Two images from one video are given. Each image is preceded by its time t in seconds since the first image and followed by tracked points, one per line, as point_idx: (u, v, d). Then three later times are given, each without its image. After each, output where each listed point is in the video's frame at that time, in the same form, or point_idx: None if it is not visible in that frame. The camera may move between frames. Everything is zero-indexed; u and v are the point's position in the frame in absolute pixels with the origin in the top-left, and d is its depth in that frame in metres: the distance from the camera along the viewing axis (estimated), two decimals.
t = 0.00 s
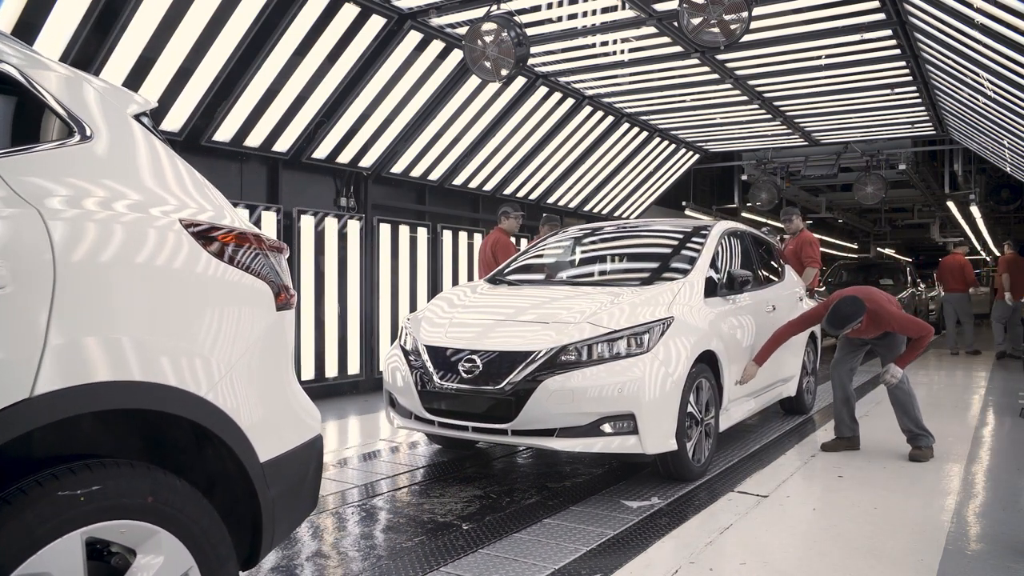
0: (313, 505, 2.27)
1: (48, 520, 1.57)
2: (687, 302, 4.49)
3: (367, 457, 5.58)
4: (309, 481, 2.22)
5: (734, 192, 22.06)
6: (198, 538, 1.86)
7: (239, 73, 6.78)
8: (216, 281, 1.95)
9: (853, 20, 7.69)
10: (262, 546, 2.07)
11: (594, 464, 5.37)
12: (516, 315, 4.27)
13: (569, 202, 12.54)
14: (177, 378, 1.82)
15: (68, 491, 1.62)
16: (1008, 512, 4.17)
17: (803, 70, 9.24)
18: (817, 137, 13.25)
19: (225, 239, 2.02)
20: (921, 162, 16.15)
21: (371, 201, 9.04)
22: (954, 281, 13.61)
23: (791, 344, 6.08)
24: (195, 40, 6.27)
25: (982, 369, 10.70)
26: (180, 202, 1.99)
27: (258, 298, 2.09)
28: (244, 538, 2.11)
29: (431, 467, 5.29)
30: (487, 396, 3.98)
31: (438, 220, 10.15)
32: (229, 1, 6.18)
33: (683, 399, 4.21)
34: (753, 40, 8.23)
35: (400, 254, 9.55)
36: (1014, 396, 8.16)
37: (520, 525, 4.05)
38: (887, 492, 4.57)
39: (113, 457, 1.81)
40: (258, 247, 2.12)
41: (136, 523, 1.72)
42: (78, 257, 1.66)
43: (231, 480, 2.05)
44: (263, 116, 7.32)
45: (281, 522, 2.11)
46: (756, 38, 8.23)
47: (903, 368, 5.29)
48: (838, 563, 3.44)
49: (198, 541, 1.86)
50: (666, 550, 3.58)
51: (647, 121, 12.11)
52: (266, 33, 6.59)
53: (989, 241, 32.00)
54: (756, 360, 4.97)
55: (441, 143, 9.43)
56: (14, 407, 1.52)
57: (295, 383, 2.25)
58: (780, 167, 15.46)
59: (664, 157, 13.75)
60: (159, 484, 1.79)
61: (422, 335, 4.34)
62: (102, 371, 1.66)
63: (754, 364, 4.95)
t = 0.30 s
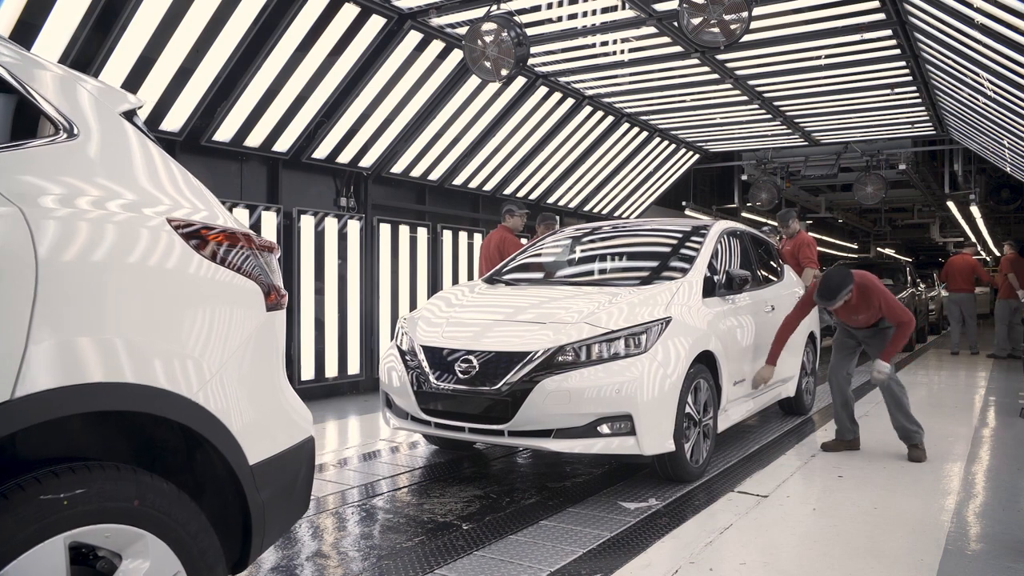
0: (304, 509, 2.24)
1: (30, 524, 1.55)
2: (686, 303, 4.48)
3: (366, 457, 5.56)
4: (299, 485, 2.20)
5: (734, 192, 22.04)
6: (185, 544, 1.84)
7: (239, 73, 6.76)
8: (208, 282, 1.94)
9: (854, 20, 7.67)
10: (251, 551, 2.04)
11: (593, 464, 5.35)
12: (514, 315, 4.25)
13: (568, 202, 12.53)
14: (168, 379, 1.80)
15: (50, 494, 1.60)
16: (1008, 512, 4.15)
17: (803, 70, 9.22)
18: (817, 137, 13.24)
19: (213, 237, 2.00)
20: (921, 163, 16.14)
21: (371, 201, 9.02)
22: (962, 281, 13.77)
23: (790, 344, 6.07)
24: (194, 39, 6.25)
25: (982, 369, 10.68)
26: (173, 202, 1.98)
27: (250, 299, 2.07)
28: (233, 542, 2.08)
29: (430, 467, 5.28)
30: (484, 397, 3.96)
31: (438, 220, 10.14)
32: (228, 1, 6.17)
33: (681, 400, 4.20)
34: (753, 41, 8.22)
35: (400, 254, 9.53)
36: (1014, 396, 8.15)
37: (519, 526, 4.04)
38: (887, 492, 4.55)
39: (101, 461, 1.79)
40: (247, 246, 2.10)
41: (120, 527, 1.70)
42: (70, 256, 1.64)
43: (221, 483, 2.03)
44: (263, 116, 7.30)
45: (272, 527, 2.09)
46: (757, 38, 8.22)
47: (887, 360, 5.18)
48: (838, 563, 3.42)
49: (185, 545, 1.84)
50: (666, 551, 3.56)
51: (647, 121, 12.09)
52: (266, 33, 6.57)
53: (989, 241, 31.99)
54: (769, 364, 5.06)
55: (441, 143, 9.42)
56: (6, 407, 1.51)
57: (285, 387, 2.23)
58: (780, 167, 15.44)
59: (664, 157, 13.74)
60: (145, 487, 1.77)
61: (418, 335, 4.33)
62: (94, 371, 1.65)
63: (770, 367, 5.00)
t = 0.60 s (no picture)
0: (294, 513, 2.22)
1: (9, 527, 1.53)
2: (681, 302, 4.45)
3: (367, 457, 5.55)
4: (289, 489, 2.17)
5: (734, 192, 22.02)
6: (171, 549, 1.82)
7: (239, 73, 6.75)
8: (198, 283, 1.92)
9: (854, 20, 7.65)
10: (239, 557, 2.01)
11: (594, 464, 5.34)
12: (511, 315, 4.23)
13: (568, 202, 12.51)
14: (157, 382, 1.78)
15: (31, 498, 1.58)
16: (1008, 512, 4.14)
17: (803, 70, 9.20)
18: (817, 138, 13.22)
19: (199, 236, 1.97)
20: (921, 163, 16.12)
21: (371, 201, 8.99)
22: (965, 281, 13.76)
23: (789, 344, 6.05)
24: (194, 39, 6.23)
25: (983, 369, 10.66)
26: (166, 202, 1.96)
27: (239, 300, 2.05)
28: (221, 547, 2.06)
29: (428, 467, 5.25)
30: (480, 398, 3.95)
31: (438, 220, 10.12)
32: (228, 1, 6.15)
33: (678, 401, 4.18)
34: (753, 41, 8.20)
35: (400, 254, 9.52)
36: (1013, 396, 8.13)
37: (520, 526, 4.02)
38: (886, 492, 4.53)
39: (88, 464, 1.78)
40: (234, 246, 2.07)
41: (102, 531, 1.68)
42: (60, 256, 1.63)
43: (208, 487, 2.01)
44: (263, 116, 7.28)
45: (261, 533, 2.06)
46: (757, 38, 8.20)
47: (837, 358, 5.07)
48: (839, 564, 3.41)
49: (170, 550, 1.81)
50: (665, 551, 3.55)
51: (647, 121, 12.08)
52: (266, 33, 6.55)
53: (988, 241, 31.98)
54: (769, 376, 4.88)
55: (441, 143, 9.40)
56: None
57: (277, 390, 2.21)
58: (780, 167, 15.42)
59: (664, 157, 13.72)
60: (129, 491, 1.75)
61: (414, 335, 4.31)
62: (85, 372, 1.64)
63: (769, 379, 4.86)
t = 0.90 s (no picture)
0: (284, 516, 2.19)
1: None
2: (679, 302, 4.43)
3: (367, 457, 5.54)
4: (279, 491, 2.15)
5: (734, 192, 22.00)
6: (156, 554, 1.79)
7: (239, 73, 6.73)
8: (189, 285, 1.91)
9: (854, 20, 7.64)
10: (226, 562, 1.98)
11: (594, 464, 5.32)
12: (509, 315, 4.21)
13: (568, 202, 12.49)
14: (147, 385, 1.76)
15: (13, 502, 1.56)
16: (1008, 511, 4.12)
17: (802, 70, 9.19)
18: (817, 138, 13.20)
19: (189, 236, 1.95)
20: (921, 163, 16.11)
21: (371, 201, 8.97)
22: (965, 281, 13.70)
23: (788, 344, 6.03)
24: (194, 39, 6.22)
25: (984, 369, 10.64)
26: (159, 203, 1.95)
27: (229, 301, 2.03)
28: (207, 553, 2.03)
29: (427, 467, 5.24)
30: (475, 398, 3.93)
31: (438, 220, 10.10)
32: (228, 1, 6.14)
33: (675, 402, 4.17)
34: (754, 41, 8.18)
35: (400, 254, 9.50)
36: (1013, 396, 8.11)
37: (520, 526, 4.00)
38: (886, 492, 4.52)
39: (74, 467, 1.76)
40: (223, 246, 2.05)
41: (85, 536, 1.65)
42: (51, 255, 1.62)
43: (195, 491, 1.98)
44: (263, 116, 7.27)
45: (248, 538, 2.04)
46: (757, 38, 8.18)
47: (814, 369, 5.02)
48: (839, 564, 3.39)
49: (155, 554, 1.79)
50: (665, 551, 3.54)
51: (647, 121, 12.06)
52: (266, 33, 6.53)
53: (988, 241, 31.97)
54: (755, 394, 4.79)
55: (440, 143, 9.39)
56: None
57: (267, 393, 2.19)
58: (780, 167, 15.40)
59: (664, 157, 13.70)
60: (113, 495, 1.73)
61: (410, 336, 4.29)
62: (77, 374, 1.63)
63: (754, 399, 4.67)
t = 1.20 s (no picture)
0: (272, 519, 2.17)
1: None
2: (677, 302, 4.42)
3: (367, 457, 5.52)
4: (267, 494, 2.13)
5: (734, 192, 21.98)
6: (140, 559, 1.76)
7: (239, 73, 6.72)
8: (180, 286, 1.89)
9: (854, 20, 7.62)
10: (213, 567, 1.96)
11: (594, 464, 5.30)
12: (507, 315, 4.20)
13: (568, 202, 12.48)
14: (135, 388, 1.74)
15: None
16: (1008, 511, 4.10)
17: (802, 70, 9.17)
18: (817, 138, 13.19)
19: (171, 235, 1.91)
20: (921, 163, 16.09)
21: (371, 201, 8.95)
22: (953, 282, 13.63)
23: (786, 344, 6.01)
24: (194, 39, 6.20)
25: (984, 369, 10.62)
26: (152, 203, 1.94)
27: (219, 303, 2.02)
28: (194, 558, 2.00)
29: (426, 467, 5.21)
30: (471, 400, 3.91)
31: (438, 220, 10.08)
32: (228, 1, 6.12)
33: (672, 403, 4.15)
34: (754, 41, 8.17)
35: (400, 254, 9.48)
36: (1013, 396, 8.10)
37: (519, 526, 3.98)
38: (887, 492, 4.50)
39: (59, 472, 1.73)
40: (210, 245, 2.02)
41: (65, 542, 1.62)
42: (40, 255, 1.61)
43: (180, 495, 1.96)
44: (263, 116, 7.25)
45: (235, 542, 2.01)
46: (757, 38, 8.16)
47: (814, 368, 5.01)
48: (839, 564, 3.38)
49: (140, 560, 1.76)
50: (665, 551, 3.52)
51: (647, 121, 12.04)
52: (266, 33, 6.52)
53: (988, 241, 31.96)
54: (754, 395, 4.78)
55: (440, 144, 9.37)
56: None
57: (256, 394, 2.16)
58: (780, 167, 15.38)
59: (664, 157, 13.69)
60: (94, 499, 1.70)
61: (405, 336, 4.27)
62: (65, 375, 1.61)
63: (752, 400, 4.65)
